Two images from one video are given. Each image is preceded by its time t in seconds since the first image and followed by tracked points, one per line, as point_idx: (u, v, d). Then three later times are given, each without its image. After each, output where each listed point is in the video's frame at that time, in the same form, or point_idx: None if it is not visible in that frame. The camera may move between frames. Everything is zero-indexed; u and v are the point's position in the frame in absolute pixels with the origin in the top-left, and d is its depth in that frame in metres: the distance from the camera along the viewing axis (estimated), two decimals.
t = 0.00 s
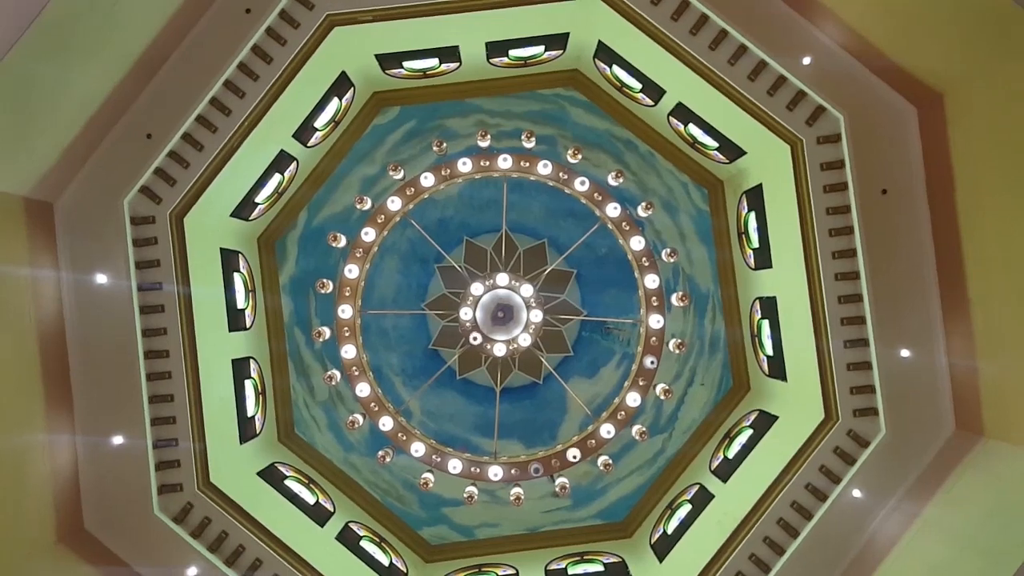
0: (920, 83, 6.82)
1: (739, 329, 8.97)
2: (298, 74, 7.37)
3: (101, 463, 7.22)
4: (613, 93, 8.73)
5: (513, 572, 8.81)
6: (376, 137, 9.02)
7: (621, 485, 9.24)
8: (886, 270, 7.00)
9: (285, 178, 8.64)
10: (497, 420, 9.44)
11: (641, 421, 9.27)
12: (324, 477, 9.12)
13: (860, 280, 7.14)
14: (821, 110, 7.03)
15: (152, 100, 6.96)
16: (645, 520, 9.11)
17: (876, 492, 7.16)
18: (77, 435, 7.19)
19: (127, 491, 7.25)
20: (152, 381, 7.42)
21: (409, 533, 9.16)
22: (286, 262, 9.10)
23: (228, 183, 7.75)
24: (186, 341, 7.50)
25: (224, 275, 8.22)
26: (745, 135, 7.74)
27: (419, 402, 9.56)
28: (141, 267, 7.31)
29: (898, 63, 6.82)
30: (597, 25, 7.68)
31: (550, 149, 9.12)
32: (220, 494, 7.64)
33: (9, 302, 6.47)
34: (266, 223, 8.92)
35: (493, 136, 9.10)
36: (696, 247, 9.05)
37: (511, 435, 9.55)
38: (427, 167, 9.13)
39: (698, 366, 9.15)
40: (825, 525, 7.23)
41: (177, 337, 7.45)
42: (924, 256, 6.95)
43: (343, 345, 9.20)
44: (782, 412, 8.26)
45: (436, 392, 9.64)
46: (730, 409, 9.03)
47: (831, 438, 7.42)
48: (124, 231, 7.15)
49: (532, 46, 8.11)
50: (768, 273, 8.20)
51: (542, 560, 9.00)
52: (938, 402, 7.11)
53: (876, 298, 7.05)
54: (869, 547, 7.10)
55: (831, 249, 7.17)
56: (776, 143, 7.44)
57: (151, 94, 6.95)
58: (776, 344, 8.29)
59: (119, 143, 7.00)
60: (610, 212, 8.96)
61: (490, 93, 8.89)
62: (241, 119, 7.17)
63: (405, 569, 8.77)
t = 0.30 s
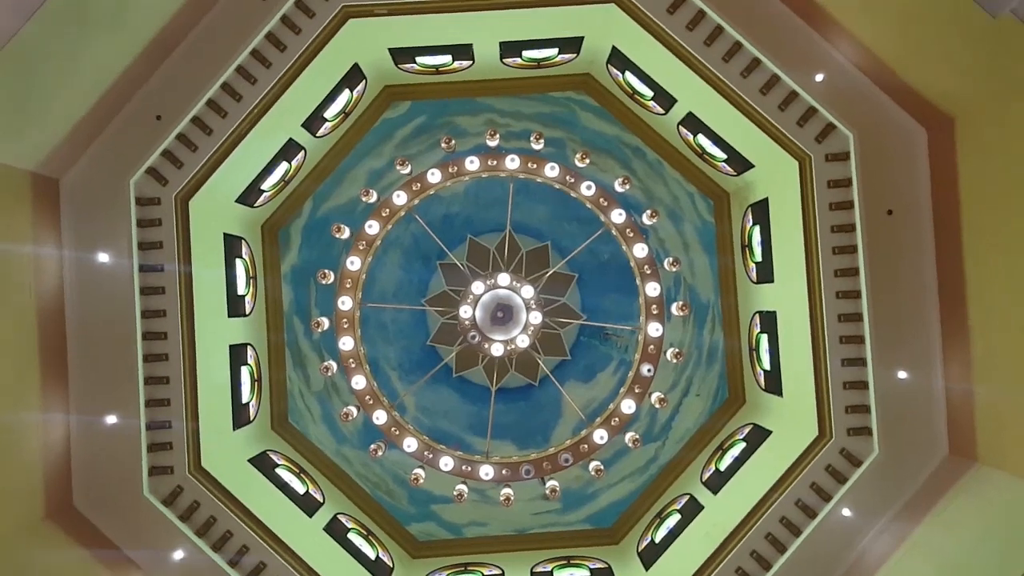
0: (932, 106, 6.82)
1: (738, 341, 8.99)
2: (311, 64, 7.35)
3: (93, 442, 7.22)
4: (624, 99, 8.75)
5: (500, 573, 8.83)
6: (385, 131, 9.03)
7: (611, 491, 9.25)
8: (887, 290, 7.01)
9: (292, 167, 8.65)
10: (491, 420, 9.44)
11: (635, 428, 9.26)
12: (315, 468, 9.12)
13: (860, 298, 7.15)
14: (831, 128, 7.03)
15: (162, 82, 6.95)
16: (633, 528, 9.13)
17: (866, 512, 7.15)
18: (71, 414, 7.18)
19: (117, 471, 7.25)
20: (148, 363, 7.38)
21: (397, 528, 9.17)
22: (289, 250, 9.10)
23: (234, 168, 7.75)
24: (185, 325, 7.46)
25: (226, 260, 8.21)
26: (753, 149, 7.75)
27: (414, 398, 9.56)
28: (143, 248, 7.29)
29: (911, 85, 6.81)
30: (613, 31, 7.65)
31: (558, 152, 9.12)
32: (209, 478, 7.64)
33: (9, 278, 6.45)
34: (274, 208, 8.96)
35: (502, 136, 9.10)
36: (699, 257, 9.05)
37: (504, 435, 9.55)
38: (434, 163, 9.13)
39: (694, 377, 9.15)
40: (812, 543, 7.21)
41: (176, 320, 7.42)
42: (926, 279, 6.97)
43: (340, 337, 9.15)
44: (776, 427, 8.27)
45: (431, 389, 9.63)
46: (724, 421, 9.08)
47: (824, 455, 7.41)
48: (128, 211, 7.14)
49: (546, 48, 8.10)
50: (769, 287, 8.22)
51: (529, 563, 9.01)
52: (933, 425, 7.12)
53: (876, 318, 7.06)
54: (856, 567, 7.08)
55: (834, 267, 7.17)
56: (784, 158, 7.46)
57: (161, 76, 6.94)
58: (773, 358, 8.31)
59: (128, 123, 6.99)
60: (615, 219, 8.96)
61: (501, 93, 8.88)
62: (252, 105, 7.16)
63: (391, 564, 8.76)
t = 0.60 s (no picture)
0: (939, 121, 6.84)
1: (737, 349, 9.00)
2: (320, 57, 7.35)
3: (90, 428, 7.23)
4: (632, 104, 8.76)
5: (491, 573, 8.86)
6: (391, 127, 9.03)
7: (605, 495, 9.26)
8: (888, 303, 7.05)
9: (297, 160, 8.65)
10: (487, 419, 9.44)
11: (631, 433, 9.27)
12: (309, 462, 9.12)
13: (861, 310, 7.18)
14: (837, 139, 7.04)
15: (170, 71, 6.95)
16: (625, 532, 9.15)
17: (859, 525, 7.16)
18: (67, 402, 7.18)
19: (112, 458, 7.24)
20: (146, 351, 7.37)
21: (389, 524, 9.18)
22: (291, 243, 9.10)
23: (240, 159, 7.75)
24: (184, 314, 7.45)
25: (228, 251, 8.21)
26: (758, 157, 7.75)
27: (411, 395, 9.55)
28: (145, 236, 7.28)
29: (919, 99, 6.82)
30: (622, 34, 7.64)
31: (564, 154, 9.12)
32: (204, 469, 7.63)
33: (10, 263, 6.43)
34: (278, 200, 8.96)
35: (508, 136, 9.09)
36: (701, 264, 9.07)
37: (499, 435, 9.55)
38: (439, 161, 9.13)
39: (692, 383, 9.16)
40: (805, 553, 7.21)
41: (176, 309, 7.41)
42: (927, 293, 7.02)
43: (339, 332, 9.16)
44: (772, 436, 8.29)
45: (428, 387, 9.63)
46: (721, 428, 9.10)
47: (819, 466, 7.42)
48: (132, 198, 7.14)
49: (555, 50, 8.11)
50: (769, 296, 8.24)
51: (520, 564, 9.02)
52: (928, 439, 7.13)
53: (875, 330, 7.09)
54: None
55: (835, 279, 7.20)
56: (789, 168, 7.47)
57: (170, 65, 6.95)
58: (771, 368, 8.33)
59: (135, 110, 7.00)
60: (618, 223, 8.91)
61: (508, 93, 8.89)
62: (259, 97, 7.16)
63: (383, 561, 8.79)
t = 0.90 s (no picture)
0: (945, 138, 6.84)
1: (735, 359, 9.02)
2: (329, 51, 7.36)
3: (87, 413, 7.25)
4: (639, 109, 8.77)
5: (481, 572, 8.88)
6: (397, 123, 9.04)
7: (598, 499, 9.25)
8: (887, 317, 7.07)
9: (302, 153, 8.64)
10: (483, 419, 9.45)
11: (626, 437, 9.27)
12: (304, 455, 9.12)
13: (861, 323, 7.18)
14: (843, 151, 7.03)
15: (180, 60, 6.97)
16: (616, 537, 9.15)
17: (851, 538, 7.17)
18: (65, 386, 7.20)
19: (107, 444, 7.26)
20: (145, 339, 7.38)
21: (381, 521, 9.17)
22: (293, 236, 9.11)
23: (245, 150, 7.76)
24: (184, 303, 7.42)
25: (230, 242, 8.21)
26: (764, 167, 7.75)
27: (407, 392, 9.56)
28: (148, 223, 7.27)
29: (927, 115, 6.82)
30: (633, 38, 7.62)
31: (569, 156, 9.12)
32: (199, 458, 7.63)
33: (13, 246, 6.45)
34: (282, 193, 8.97)
35: (513, 136, 9.08)
36: (702, 271, 9.06)
37: (494, 435, 9.56)
38: (444, 159, 9.13)
39: (689, 390, 9.16)
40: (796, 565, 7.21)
41: (176, 297, 7.39)
42: (926, 309, 7.06)
43: (338, 326, 9.07)
44: (766, 447, 8.29)
45: (425, 384, 9.62)
46: (716, 436, 9.08)
47: (812, 478, 7.39)
48: (135, 185, 7.13)
49: (564, 52, 8.11)
50: (769, 306, 8.24)
51: (511, 565, 9.05)
52: (922, 455, 7.16)
53: (875, 344, 7.10)
54: None
55: (836, 291, 7.19)
56: (793, 179, 7.48)
57: (179, 54, 6.97)
58: (768, 378, 8.33)
59: (143, 98, 7.02)
60: (620, 227, 8.81)
61: (516, 94, 8.89)
62: (266, 89, 7.15)
63: (372, 557, 8.76)
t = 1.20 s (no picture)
0: (954, 161, 6.84)
1: (732, 371, 9.01)
2: (343, 43, 7.36)
3: (81, 391, 7.23)
4: (648, 116, 8.76)
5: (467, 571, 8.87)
6: (407, 118, 9.03)
7: (587, 504, 9.26)
8: (886, 338, 7.08)
9: (310, 143, 8.64)
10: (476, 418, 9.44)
11: (619, 444, 9.26)
12: (296, 444, 9.11)
13: (860, 342, 7.18)
14: (850, 169, 7.02)
15: (192, 44, 6.97)
16: (604, 543, 9.13)
17: (838, 556, 7.16)
18: (61, 365, 7.18)
19: (101, 424, 7.26)
20: (143, 320, 7.37)
21: (370, 514, 9.19)
22: (297, 225, 9.09)
23: (254, 137, 7.77)
24: (185, 287, 7.43)
25: (234, 228, 8.21)
26: (771, 181, 7.74)
27: (403, 386, 9.55)
28: (152, 205, 7.27)
29: (936, 137, 6.82)
30: (646, 45, 7.62)
31: (576, 160, 9.11)
32: (191, 443, 7.62)
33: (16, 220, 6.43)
34: (287, 182, 8.96)
35: (522, 137, 9.08)
36: (704, 282, 9.07)
37: (487, 435, 9.54)
38: (452, 156, 9.13)
39: (684, 400, 9.17)
40: None
41: (177, 281, 7.40)
42: (926, 332, 7.04)
43: (338, 318, 9.08)
44: (759, 461, 8.27)
45: (421, 380, 9.61)
46: (710, 446, 9.10)
47: (803, 494, 7.40)
48: (142, 166, 7.13)
49: (577, 56, 8.11)
50: (769, 320, 8.24)
51: (497, 565, 9.04)
52: (914, 477, 7.15)
53: (872, 363, 7.11)
54: None
55: (835, 309, 7.19)
56: (799, 194, 7.47)
57: (192, 38, 6.96)
58: (764, 393, 8.31)
59: (153, 80, 7.01)
60: (625, 234, 8.93)
61: (526, 95, 8.89)
62: (278, 77, 7.17)
63: (360, 550, 8.77)
